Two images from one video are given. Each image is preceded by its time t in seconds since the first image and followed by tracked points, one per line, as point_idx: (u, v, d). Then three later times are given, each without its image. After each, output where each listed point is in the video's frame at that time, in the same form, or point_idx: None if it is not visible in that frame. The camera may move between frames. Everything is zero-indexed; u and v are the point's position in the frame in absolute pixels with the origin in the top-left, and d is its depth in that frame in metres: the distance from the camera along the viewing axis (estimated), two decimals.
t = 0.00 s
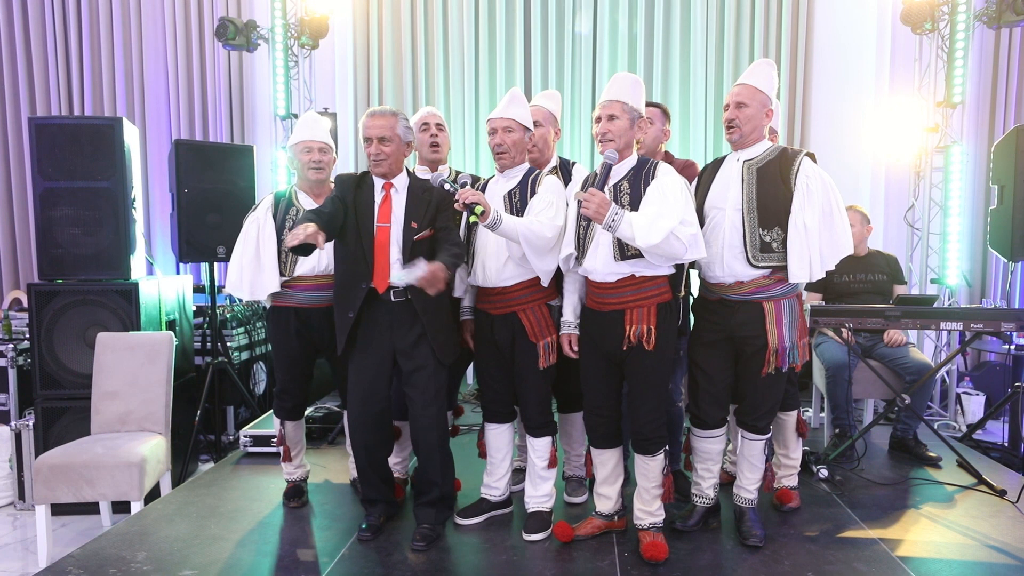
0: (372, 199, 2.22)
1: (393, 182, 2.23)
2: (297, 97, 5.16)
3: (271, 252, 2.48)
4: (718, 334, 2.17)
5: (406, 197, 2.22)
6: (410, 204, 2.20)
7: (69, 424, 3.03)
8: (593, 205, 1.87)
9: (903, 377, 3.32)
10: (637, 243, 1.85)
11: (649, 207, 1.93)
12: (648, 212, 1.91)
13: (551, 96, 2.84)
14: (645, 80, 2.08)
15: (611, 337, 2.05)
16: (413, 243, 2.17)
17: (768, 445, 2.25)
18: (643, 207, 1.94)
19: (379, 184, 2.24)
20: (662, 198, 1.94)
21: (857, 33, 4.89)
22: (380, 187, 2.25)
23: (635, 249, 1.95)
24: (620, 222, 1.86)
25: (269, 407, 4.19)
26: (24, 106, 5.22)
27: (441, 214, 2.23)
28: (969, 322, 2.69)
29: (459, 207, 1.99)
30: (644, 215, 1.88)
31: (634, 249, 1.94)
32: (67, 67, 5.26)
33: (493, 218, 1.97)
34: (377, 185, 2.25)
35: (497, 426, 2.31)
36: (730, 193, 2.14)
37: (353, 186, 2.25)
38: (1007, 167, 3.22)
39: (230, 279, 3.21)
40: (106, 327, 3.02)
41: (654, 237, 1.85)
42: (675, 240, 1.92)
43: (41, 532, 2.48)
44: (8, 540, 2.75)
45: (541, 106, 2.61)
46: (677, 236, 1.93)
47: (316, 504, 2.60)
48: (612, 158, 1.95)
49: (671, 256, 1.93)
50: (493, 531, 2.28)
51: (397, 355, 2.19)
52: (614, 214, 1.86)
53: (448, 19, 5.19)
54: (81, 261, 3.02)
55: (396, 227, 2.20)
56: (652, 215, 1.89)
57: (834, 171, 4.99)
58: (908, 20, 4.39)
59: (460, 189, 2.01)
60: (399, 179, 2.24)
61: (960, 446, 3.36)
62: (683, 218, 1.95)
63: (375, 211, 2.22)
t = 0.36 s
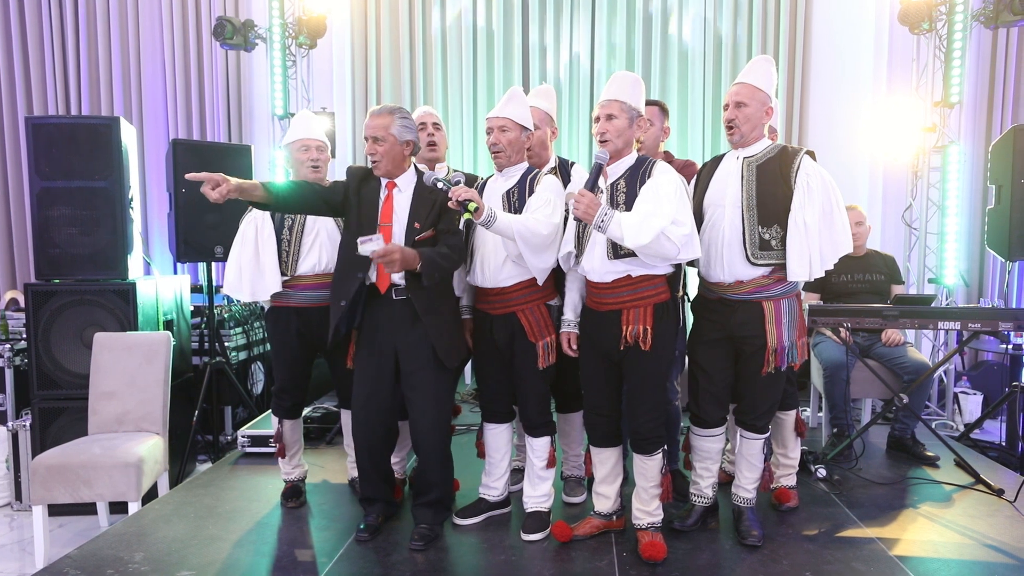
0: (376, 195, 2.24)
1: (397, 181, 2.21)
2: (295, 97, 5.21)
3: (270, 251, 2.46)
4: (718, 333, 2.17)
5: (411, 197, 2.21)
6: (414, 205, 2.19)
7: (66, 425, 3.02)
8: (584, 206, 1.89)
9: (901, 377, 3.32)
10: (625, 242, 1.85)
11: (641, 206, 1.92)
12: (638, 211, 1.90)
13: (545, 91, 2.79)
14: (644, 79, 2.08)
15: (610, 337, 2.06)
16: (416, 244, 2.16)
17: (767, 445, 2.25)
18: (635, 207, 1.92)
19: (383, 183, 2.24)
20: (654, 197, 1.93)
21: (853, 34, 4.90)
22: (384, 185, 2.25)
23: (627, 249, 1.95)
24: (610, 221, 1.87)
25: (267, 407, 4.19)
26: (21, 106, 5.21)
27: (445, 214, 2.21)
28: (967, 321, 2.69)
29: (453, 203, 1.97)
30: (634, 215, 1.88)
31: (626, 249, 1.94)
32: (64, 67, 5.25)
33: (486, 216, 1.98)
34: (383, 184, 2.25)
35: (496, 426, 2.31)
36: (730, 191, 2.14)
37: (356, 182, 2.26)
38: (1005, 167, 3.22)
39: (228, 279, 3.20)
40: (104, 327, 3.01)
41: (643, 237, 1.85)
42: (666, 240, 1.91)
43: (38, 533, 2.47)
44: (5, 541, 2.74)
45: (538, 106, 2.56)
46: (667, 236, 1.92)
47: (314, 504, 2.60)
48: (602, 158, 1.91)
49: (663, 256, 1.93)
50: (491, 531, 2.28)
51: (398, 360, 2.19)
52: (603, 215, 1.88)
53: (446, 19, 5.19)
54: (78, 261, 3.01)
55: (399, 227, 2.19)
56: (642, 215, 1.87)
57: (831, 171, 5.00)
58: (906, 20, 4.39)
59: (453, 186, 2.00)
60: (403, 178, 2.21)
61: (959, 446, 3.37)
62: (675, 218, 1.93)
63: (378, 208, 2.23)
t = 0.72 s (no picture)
0: (375, 201, 2.23)
1: (393, 185, 2.19)
2: (292, 97, 5.25)
3: (272, 252, 2.46)
4: (716, 334, 2.17)
5: (409, 200, 2.20)
6: (411, 207, 2.18)
7: (62, 425, 3.01)
8: (578, 208, 1.88)
9: (897, 377, 3.33)
10: (619, 245, 1.85)
11: (636, 208, 1.92)
12: (633, 213, 1.90)
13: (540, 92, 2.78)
14: (641, 80, 2.09)
15: (605, 337, 2.06)
16: (415, 248, 2.17)
17: (763, 445, 2.25)
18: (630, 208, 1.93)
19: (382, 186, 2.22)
20: (649, 198, 1.93)
21: (850, 34, 4.91)
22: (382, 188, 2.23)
23: (622, 250, 1.95)
24: (604, 224, 1.87)
25: (265, 408, 4.18)
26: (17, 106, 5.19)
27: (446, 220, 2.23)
28: (963, 322, 2.70)
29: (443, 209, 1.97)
30: (630, 217, 1.88)
31: (622, 251, 1.95)
32: (61, 68, 5.25)
33: (478, 219, 1.97)
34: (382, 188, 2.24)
35: (494, 426, 2.31)
36: (727, 191, 2.14)
37: (357, 191, 2.25)
38: (1001, 168, 3.23)
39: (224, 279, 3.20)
40: (101, 327, 3.01)
41: (637, 240, 1.85)
42: (660, 242, 1.92)
43: (33, 534, 2.46)
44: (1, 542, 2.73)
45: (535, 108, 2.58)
46: (661, 237, 1.92)
47: (312, 504, 2.60)
48: (595, 161, 1.91)
49: (658, 257, 1.94)
50: (489, 531, 2.28)
51: (394, 361, 2.20)
52: (597, 218, 1.88)
53: (442, 19, 5.19)
54: (74, 261, 3.00)
55: (395, 231, 2.19)
56: (636, 217, 1.88)
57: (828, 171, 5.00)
58: (902, 20, 4.39)
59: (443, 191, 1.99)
60: (399, 181, 2.19)
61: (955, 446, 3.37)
62: (669, 220, 1.94)
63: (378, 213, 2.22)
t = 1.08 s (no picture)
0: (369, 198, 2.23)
1: (387, 183, 2.19)
2: (290, 97, 5.20)
3: (268, 252, 2.45)
4: (714, 333, 2.18)
5: (403, 199, 2.20)
6: (405, 205, 2.18)
7: (58, 426, 3.00)
8: (573, 206, 1.87)
9: (894, 376, 3.34)
10: (613, 243, 1.86)
11: (631, 207, 1.92)
12: (628, 212, 1.90)
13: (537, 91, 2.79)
14: (636, 80, 2.08)
15: (601, 336, 2.06)
16: (409, 245, 2.16)
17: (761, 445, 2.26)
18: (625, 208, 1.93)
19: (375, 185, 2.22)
20: (643, 198, 1.93)
21: (847, 34, 4.91)
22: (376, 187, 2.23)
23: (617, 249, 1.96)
24: (599, 222, 1.87)
25: (262, 408, 4.18)
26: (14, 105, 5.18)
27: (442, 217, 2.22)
28: (959, 321, 2.70)
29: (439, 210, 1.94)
30: (624, 215, 1.88)
31: (617, 250, 1.95)
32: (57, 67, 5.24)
33: (473, 221, 1.97)
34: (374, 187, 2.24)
35: (491, 426, 2.31)
36: (726, 191, 2.15)
37: (350, 191, 2.25)
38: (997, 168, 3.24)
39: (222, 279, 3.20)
40: (97, 327, 3.00)
41: (632, 238, 1.85)
42: (654, 242, 1.92)
43: (30, 534, 2.45)
44: None
45: (533, 107, 2.57)
46: (656, 237, 1.93)
47: (309, 505, 2.59)
48: (593, 160, 1.93)
49: (652, 257, 1.94)
50: (486, 531, 2.28)
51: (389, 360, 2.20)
52: (592, 216, 1.87)
53: (440, 19, 5.18)
54: (71, 260, 3.00)
55: (389, 228, 2.19)
56: (632, 216, 1.88)
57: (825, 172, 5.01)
58: (898, 21, 4.40)
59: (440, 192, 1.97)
60: (393, 179, 2.19)
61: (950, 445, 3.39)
62: (663, 220, 1.94)
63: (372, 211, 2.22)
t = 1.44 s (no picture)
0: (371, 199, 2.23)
1: (392, 182, 2.22)
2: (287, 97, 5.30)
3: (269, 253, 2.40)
4: (712, 334, 2.18)
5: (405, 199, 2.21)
6: (408, 204, 2.19)
7: (56, 426, 3.00)
8: (564, 204, 1.90)
9: (891, 376, 3.34)
10: (601, 243, 1.86)
11: (623, 206, 1.92)
12: (620, 212, 1.90)
13: (535, 92, 2.79)
14: (634, 79, 2.08)
15: (597, 336, 2.07)
16: (412, 242, 2.17)
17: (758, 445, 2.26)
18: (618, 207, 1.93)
19: (378, 184, 2.23)
20: (636, 199, 1.93)
21: (844, 34, 4.92)
22: (379, 186, 2.23)
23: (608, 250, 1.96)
24: (588, 221, 1.88)
25: (260, 408, 4.18)
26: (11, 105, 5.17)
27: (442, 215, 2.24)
28: (956, 321, 2.71)
29: (436, 209, 1.96)
30: (615, 216, 1.88)
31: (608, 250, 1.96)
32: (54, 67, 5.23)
33: (470, 221, 1.98)
34: (377, 186, 2.25)
35: (489, 426, 2.31)
36: (726, 191, 2.15)
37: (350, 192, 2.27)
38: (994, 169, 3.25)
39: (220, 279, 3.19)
40: (94, 328, 3.00)
41: (620, 238, 1.85)
42: (643, 242, 1.92)
43: (27, 535, 2.45)
44: None
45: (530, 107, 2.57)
46: (645, 238, 1.93)
47: (307, 505, 2.60)
48: (584, 159, 1.94)
49: (642, 258, 1.94)
50: (484, 531, 2.28)
51: (388, 359, 2.19)
52: (583, 214, 1.89)
53: (438, 19, 5.19)
54: (68, 261, 2.99)
55: (393, 225, 2.20)
56: (622, 216, 1.88)
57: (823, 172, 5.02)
58: (895, 22, 4.41)
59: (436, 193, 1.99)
60: (397, 179, 2.23)
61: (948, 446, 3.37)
62: (654, 221, 1.94)
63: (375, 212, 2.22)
